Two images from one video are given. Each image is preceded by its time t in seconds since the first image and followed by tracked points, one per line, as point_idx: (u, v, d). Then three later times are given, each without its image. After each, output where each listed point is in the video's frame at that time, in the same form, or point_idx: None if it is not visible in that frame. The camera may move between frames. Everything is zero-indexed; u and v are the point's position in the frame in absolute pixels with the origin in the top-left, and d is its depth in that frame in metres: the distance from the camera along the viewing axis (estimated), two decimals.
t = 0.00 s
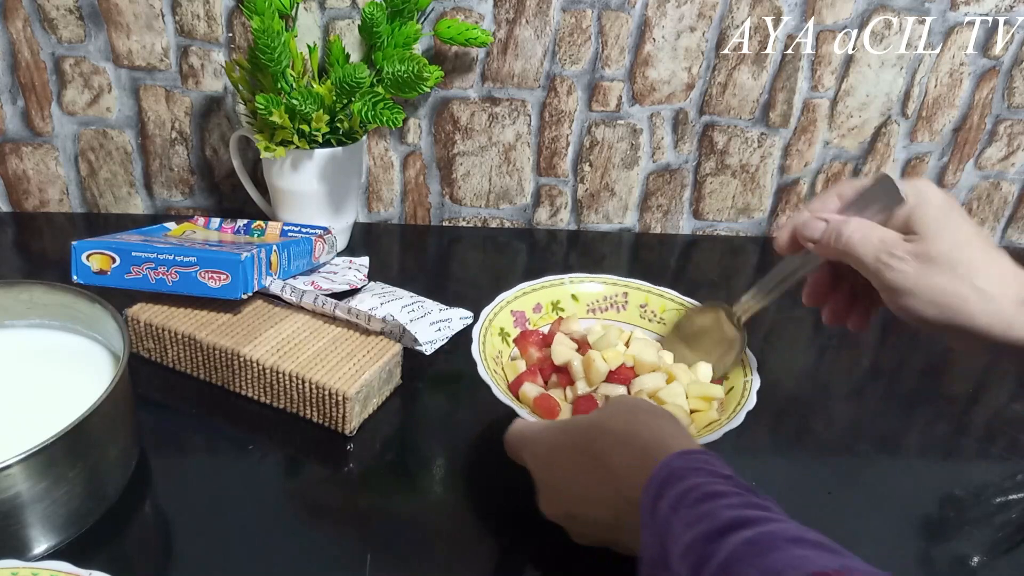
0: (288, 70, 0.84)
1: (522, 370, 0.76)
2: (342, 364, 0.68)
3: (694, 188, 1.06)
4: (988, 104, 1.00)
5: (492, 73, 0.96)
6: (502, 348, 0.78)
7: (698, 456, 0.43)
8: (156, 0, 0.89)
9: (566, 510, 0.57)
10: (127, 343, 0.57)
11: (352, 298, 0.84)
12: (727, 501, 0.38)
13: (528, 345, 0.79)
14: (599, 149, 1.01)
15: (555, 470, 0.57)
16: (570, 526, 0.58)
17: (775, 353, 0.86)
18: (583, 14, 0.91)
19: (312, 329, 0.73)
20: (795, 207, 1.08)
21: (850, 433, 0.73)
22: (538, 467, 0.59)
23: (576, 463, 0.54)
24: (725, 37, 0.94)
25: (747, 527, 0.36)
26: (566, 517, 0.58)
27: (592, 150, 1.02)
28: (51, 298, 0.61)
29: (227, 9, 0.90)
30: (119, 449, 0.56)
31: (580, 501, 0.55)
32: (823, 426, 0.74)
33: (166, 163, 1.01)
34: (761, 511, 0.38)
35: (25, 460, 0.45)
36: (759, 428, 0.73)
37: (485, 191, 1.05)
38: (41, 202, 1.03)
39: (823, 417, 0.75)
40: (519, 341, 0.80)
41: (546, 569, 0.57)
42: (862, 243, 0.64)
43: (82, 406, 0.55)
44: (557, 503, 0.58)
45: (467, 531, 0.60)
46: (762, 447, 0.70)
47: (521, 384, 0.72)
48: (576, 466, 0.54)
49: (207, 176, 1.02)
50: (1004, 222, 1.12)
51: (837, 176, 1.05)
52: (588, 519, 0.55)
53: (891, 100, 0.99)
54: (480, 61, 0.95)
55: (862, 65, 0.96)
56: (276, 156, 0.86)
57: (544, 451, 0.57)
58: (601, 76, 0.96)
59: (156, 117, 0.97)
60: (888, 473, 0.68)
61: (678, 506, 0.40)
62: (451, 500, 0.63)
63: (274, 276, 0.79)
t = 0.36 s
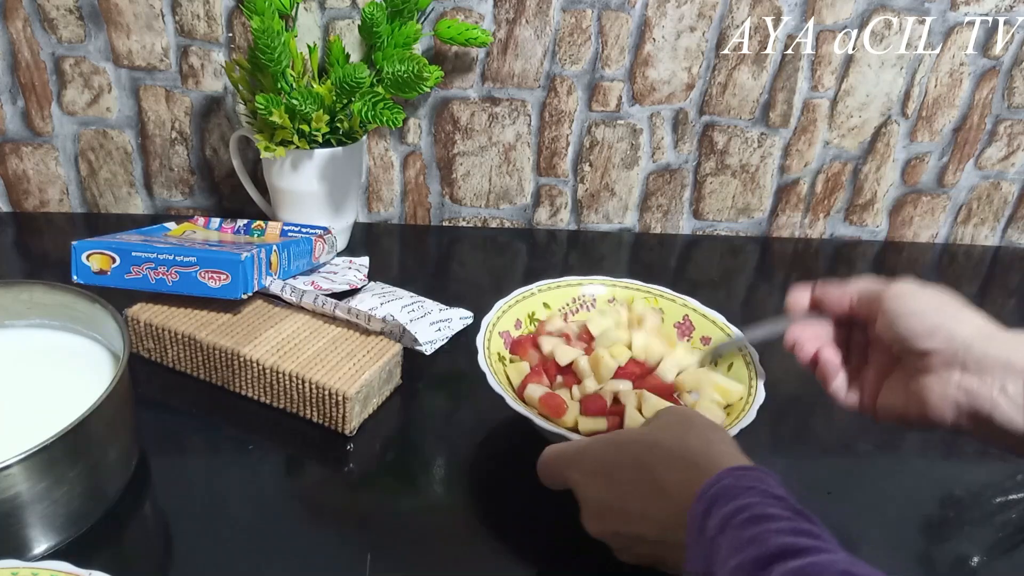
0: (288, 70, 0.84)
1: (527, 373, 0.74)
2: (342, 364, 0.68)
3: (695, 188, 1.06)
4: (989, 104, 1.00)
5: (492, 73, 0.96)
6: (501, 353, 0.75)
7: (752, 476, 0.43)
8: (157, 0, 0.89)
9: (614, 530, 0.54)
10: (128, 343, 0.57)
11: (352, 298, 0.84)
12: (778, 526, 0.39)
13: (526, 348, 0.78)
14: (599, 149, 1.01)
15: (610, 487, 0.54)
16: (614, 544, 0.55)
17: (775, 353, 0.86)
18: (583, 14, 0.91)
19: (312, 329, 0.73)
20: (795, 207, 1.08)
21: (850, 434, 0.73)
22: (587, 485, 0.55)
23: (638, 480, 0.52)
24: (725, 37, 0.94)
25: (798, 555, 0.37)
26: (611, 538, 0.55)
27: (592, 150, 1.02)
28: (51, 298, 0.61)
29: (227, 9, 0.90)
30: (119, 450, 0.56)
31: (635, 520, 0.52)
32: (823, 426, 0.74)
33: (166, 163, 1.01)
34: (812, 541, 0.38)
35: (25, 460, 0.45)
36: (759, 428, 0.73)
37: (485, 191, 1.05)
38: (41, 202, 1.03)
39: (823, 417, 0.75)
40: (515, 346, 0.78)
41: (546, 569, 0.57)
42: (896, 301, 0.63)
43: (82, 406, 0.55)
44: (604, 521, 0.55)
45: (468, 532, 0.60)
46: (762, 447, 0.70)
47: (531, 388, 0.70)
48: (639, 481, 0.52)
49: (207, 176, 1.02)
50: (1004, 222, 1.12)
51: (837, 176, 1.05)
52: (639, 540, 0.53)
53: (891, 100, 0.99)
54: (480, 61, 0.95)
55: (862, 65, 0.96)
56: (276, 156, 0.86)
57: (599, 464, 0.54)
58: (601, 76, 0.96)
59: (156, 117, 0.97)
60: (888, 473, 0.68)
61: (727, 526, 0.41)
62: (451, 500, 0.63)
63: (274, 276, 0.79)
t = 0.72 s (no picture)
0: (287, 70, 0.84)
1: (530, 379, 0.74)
2: (342, 364, 0.68)
3: (694, 188, 1.06)
4: (988, 104, 1.00)
5: (492, 73, 0.96)
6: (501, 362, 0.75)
7: (677, 455, 0.47)
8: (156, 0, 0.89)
9: (553, 507, 0.58)
10: (127, 343, 0.57)
11: (353, 298, 0.84)
12: (704, 496, 0.42)
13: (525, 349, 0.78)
14: (599, 149, 1.01)
15: (550, 465, 0.59)
16: (555, 521, 0.59)
17: (775, 353, 0.86)
18: (583, 14, 0.91)
19: (312, 329, 0.73)
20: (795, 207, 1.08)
21: (850, 433, 0.73)
22: (532, 462, 0.61)
23: (574, 458, 0.58)
24: (725, 37, 0.94)
25: (723, 519, 0.40)
26: (553, 513, 0.58)
27: (592, 150, 1.02)
28: (51, 298, 0.61)
29: (227, 9, 0.90)
30: (119, 450, 0.56)
31: (570, 497, 0.57)
32: (822, 426, 0.74)
33: (166, 163, 1.01)
34: (737, 508, 0.41)
35: (25, 460, 0.45)
36: (759, 428, 0.73)
37: (485, 191, 1.05)
38: (41, 202, 1.03)
39: (823, 417, 0.75)
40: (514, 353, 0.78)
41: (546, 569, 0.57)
42: (873, 216, 0.57)
43: (83, 406, 0.55)
44: (546, 498, 0.59)
45: (467, 532, 0.60)
46: (762, 447, 0.70)
47: (538, 396, 0.70)
48: (578, 461, 0.57)
49: (207, 176, 1.02)
50: (1004, 222, 1.12)
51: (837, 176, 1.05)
52: (576, 515, 0.56)
53: (892, 100, 0.99)
54: (480, 61, 0.95)
55: (862, 65, 0.96)
56: (276, 156, 0.86)
57: (544, 446, 0.60)
58: (601, 76, 0.96)
59: (156, 117, 0.97)
60: (888, 473, 0.68)
61: (656, 502, 0.44)
62: (452, 499, 0.63)
63: (274, 276, 0.79)
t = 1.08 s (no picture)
0: (287, 70, 0.84)
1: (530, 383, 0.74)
2: (342, 364, 0.68)
3: (694, 188, 1.06)
4: (988, 104, 1.00)
5: (492, 73, 0.96)
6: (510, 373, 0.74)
7: (686, 461, 0.47)
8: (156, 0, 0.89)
9: (555, 507, 0.58)
10: (127, 343, 0.57)
11: (352, 298, 0.84)
12: (712, 502, 0.42)
13: (525, 351, 0.78)
14: (599, 149, 1.01)
15: (552, 465, 0.59)
16: (558, 521, 0.59)
17: (775, 353, 0.86)
18: (583, 14, 0.91)
19: (312, 329, 0.73)
20: (795, 207, 1.08)
21: (850, 433, 0.73)
22: (536, 461, 0.61)
23: (575, 458, 0.57)
24: (725, 37, 0.94)
25: (731, 525, 0.39)
26: (556, 513, 0.59)
27: (592, 150, 1.01)
28: (51, 298, 0.61)
29: (227, 9, 0.90)
30: (118, 450, 0.56)
31: (571, 498, 0.57)
32: (823, 426, 0.74)
33: (166, 163, 1.01)
34: (745, 514, 0.41)
35: (25, 459, 0.45)
36: (759, 428, 0.73)
37: (485, 191, 1.05)
38: (41, 202, 1.03)
39: (823, 417, 0.75)
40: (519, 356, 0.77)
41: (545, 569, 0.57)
42: (884, 275, 0.64)
43: (83, 406, 0.55)
44: (549, 498, 0.59)
45: (468, 532, 0.60)
46: (762, 447, 0.70)
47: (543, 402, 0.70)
48: (578, 461, 0.57)
49: (207, 176, 1.02)
50: (1004, 222, 1.12)
51: (837, 176, 1.05)
52: (578, 516, 0.56)
53: (892, 100, 0.99)
54: (480, 61, 0.95)
55: (862, 65, 0.96)
56: (276, 156, 0.86)
57: (547, 446, 0.60)
58: (601, 77, 0.96)
59: (156, 117, 0.97)
60: (888, 473, 0.68)
61: (663, 507, 0.44)
62: (452, 499, 0.63)
63: (274, 276, 0.79)
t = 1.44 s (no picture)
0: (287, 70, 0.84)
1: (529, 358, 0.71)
2: (342, 364, 0.68)
3: (694, 188, 1.06)
4: (988, 104, 1.00)
5: (492, 73, 0.96)
6: (510, 343, 0.72)
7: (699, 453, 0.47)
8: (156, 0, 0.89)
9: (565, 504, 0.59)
10: (127, 344, 0.57)
11: (352, 298, 0.84)
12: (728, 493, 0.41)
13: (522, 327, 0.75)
14: (599, 149, 1.01)
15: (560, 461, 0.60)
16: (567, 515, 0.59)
17: (775, 353, 0.86)
18: (583, 14, 0.91)
19: (312, 329, 0.73)
20: (795, 207, 1.08)
21: (850, 434, 0.73)
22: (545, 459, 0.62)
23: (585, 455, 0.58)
24: (725, 38, 0.94)
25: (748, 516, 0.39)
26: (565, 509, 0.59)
27: (592, 150, 1.01)
28: (51, 298, 0.61)
29: (228, 9, 0.90)
30: (118, 450, 0.56)
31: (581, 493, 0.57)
32: (823, 426, 0.74)
33: (166, 163, 1.01)
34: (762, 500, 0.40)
35: (25, 459, 0.46)
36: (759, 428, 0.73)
37: (485, 191, 1.05)
38: (41, 202, 1.03)
39: (823, 417, 0.75)
40: (522, 329, 0.75)
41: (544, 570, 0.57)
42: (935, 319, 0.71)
43: (82, 407, 0.55)
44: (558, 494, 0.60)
45: (468, 532, 0.60)
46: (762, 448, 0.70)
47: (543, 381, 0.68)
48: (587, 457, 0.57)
49: (207, 176, 1.02)
50: (1004, 223, 1.11)
51: (837, 176, 1.05)
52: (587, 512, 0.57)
53: (892, 100, 0.99)
54: (480, 61, 0.95)
55: (862, 65, 0.96)
56: (276, 156, 0.86)
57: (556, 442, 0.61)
58: (601, 76, 0.96)
59: (157, 117, 0.97)
60: (888, 474, 0.68)
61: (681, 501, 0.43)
62: (451, 500, 0.63)
63: (274, 276, 0.79)
